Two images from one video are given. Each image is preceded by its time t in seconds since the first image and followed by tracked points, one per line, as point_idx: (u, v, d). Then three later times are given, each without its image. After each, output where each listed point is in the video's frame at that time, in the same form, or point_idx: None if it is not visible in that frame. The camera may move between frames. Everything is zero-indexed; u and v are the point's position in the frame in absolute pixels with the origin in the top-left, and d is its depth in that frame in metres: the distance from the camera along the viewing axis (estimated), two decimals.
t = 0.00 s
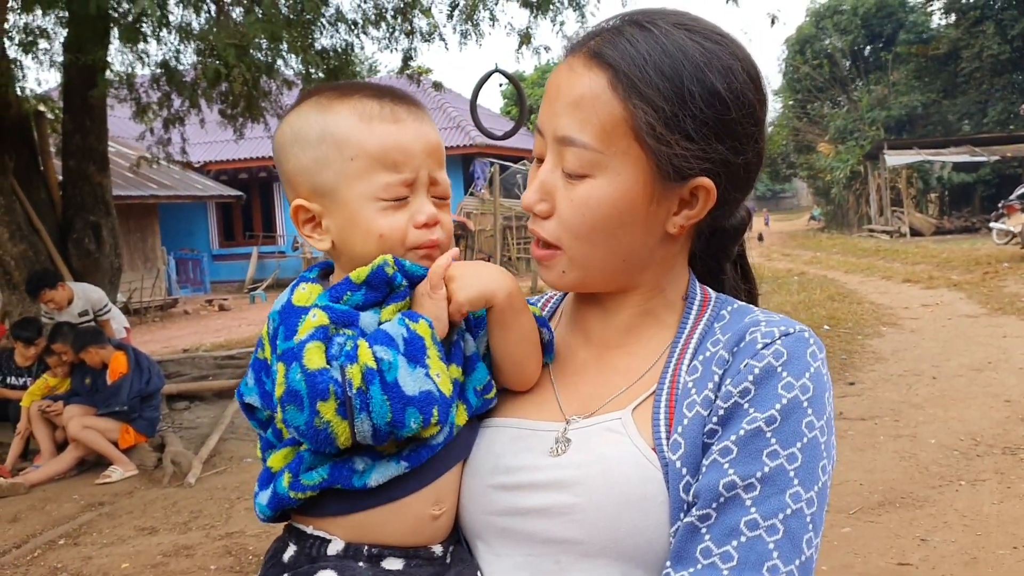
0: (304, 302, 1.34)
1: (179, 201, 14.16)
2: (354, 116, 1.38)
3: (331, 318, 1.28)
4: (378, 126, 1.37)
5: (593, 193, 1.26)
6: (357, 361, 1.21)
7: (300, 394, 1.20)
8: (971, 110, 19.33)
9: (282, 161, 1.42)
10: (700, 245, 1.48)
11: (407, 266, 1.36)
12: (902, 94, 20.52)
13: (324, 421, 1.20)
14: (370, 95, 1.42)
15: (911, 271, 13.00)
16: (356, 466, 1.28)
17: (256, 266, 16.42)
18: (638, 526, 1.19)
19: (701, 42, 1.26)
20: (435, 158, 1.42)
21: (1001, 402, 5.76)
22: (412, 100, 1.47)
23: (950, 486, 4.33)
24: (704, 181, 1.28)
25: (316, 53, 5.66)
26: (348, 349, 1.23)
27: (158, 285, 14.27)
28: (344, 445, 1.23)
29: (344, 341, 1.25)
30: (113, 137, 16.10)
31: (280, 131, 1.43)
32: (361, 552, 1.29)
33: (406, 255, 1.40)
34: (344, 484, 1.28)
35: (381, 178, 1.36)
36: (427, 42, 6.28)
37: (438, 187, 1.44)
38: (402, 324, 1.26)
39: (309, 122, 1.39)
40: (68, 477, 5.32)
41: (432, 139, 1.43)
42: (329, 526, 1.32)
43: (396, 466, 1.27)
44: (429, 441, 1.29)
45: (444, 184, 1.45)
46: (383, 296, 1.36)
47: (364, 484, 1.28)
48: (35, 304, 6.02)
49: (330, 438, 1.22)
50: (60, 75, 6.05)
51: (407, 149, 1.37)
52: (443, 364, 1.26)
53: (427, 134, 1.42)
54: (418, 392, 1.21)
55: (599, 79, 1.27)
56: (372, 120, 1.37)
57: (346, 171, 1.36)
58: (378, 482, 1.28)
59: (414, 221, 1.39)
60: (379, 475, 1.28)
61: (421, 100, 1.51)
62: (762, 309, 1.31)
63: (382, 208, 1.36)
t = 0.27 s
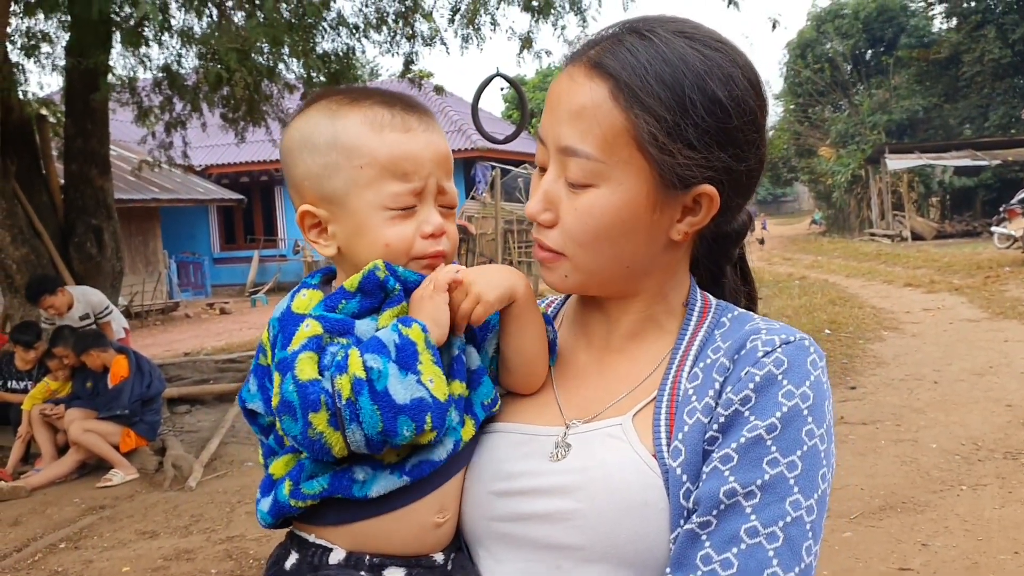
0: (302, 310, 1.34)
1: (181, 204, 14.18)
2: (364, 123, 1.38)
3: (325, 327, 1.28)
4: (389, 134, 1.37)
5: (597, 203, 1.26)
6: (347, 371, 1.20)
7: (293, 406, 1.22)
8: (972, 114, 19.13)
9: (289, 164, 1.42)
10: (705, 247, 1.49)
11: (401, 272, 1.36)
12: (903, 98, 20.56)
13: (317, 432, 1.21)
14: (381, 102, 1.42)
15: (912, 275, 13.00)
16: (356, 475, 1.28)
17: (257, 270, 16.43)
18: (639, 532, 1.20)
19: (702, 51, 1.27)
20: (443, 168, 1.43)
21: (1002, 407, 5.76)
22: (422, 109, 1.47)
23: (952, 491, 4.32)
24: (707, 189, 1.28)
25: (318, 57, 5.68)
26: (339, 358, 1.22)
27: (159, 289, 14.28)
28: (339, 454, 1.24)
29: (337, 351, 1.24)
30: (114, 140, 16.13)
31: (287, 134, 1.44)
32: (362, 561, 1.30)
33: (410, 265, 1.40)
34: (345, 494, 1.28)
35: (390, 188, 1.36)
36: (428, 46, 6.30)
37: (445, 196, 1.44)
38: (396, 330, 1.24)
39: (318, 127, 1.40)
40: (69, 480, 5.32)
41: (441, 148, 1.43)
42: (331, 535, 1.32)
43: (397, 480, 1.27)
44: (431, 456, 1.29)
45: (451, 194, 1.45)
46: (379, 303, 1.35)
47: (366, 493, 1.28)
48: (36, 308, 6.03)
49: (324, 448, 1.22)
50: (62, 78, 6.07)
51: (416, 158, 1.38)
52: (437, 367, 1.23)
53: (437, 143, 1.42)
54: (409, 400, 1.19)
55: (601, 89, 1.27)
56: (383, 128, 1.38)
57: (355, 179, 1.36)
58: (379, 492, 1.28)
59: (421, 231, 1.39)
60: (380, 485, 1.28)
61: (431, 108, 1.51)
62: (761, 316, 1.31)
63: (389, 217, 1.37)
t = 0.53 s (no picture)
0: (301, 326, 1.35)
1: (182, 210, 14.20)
2: (365, 136, 1.38)
3: (321, 342, 1.28)
4: (388, 149, 1.37)
5: (604, 217, 1.26)
6: (343, 387, 1.19)
7: (293, 423, 1.22)
8: (972, 121, 19.30)
9: (290, 175, 1.43)
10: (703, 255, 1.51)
11: (394, 286, 1.37)
12: (904, 104, 20.58)
13: (318, 449, 1.21)
14: (382, 115, 1.42)
15: (913, 281, 12.99)
16: (359, 490, 1.28)
17: (258, 276, 16.45)
18: (643, 539, 1.20)
19: (708, 65, 1.28)
20: (442, 182, 1.43)
21: (1003, 413, 5.76)
22: (424, 122, 1.47)
23: (952, 498, 4.32)
24: (712, 203, 1.30)
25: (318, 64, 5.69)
26: (334, 374, 1.22)
27: (160, 294, 14.28)
28: (341, 469, 1.25)
29: (333, 365, 1.24)
30: (116, 147, 16.18)
31: (288, 143, 1.45)
32: (365, 571, 1.30)
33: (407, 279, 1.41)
34: (349, 508, 1.28)
35: (388, 204, 1.36)
36: (429, 53, 6.32)
37: (444, 210, 1.44)
38: (389, 341, 1.23)
39: (319, 139, 1.40)
40: (70, 486, 5.33)
41: (441, 163, 1.43)
42: (334, 546, 1.32)
43: (401, 494, 1.27)
44: (434, 469, 1.30)
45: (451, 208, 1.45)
46: (374, 313, 1.37)
47: (370, 507, 1.28)
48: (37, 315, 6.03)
49: (327, 464, 1.23)
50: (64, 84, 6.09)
51: (415, 174, 1.38)
52: (433, 377, 1.23)
53: (436, 158, 1.42)
54: (406, 412, 1.18)
55: (607, 103, 1.27)
56: (383, 142, 1.38)
57: (353, 194, 1.37)
58: (384, 505, 1.28)
59: (419, 246, 1.39)
60: (384, 498, 1.28)
61: (431, 121, 1.52)
62: (761, 323, 1.32)
63: (387, 232, 1.37)
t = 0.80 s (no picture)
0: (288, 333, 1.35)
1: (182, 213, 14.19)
2: (342, 143, 1.37)
3: (304, 351, 1.28)
4: (365, 155, 1.36)
5: (601, 217, 1.26)
6: (327, 394, 1.19)
7: (282, 433, 1.21)
8: (972, 123, 19.32)
9: (272, 185, 1.43)
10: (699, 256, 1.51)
11: (377, 293, 1.37)
12: (904, 106, 20.60)
13: (308, 459, 1.21)
14: (360, 121, 1.41)
15: (913, 284, 12.99)
16: (353, 494, 1.27)
17: (258, 279, 16.45)
18: (644, 538, 1.20)
19: (702, 63, 1.28)
20: (425, 186, 1.41)
21: (1003, 416, 5.75)
22: (405, 125, 1.46)
23: (953, 500, 4.31)
24: (709, 200, 1.29)
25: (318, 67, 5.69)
26: (317, 382, 1.21)
27: (160, 297, 14.27)
28: (334, 475, 1.24)
29: (318, 373, 1.23)
30: (116, 150, 16.18)
31: (270, 152, 1.44)
32: None
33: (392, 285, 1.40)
34: (343, 513, 1.27)
35: (369, 211, 1.36)
36: (429, 56, 6.32)
37: (428, 214, 1.43)
38: (369, 344, 1.24)
39: (298, 147, 1.40)
40: (69, 490, 5.33)
41: (424, 166, 1.42)
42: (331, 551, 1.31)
43: (395, 496, 1.27)
44: (428, 471, 1.29)
45: (435, 211, 1.44)
46: (358, 316, 1.36)
47: (364, 511, 1.27)
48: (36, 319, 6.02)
49: (318, 472, 1.22)
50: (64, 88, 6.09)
51: (395, 180, 1.36)
52: (417, 377, 1.23)
53: (418, 161, 1.41)
54: (392, 413, 1.18)
55: (603, 102, 1.27)
56: (361, 149, 1.37)
57: (333, 202, 1.36)
58: (378, 508, 1.27)
59: (401, 252, 1.39)
60: (378, 501, 1.27)
61: (413, 123, 1.50)
62: (759, 322, 1.32)
63: (368, 239, 1.37)
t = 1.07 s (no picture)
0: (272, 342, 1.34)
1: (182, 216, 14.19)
2: (324, 149, 1.36)
3: (286, 361, 1.27)
4: (348, 161, 1.34)
5: (594, 220, 1.25)
6: (308, 406, 1.18)
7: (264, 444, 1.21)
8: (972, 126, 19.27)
9: (256, 191, 1.42)
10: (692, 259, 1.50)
11: (364, 300, 1.36)
12: (904, 109, 20.61)
13: (291, 470, 1.20)
14: (343, 126, 1.39)
15: (913, 286, 12.98)
16: (338, 502, 1.26)
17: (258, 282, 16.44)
18: (635, 543, 1.18)
19: (697, 65, 1.27)
20: (410, 191, 1.40)
21: (1004, 419, 5.74)
22: (389, 128, 1.44)
23: (953, 504, 4.30)
24: (703, 203, 1.28)
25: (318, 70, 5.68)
26: (299, 394, 1.20)
27: (160, 300, 14.26)
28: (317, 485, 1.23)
29: (300, 384, 1.22)
30: (117, 153, 16.19)
31: (253, 158, 1.43)
32: None
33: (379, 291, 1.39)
34: (328, 521, 1.26)
35: (352, 218, 1.34)
36: (429, 58, 6.32)
37: (413, 218, 1.41)
38: (352, 355, 1.23)
39: (280, 154, 1.38)
40: (68, 493, 5.31)
41: (408, 170, 1.40)
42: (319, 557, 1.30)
43: (379, 505, 1.26)
44: (414, 480, 1.28)
45: (420, 215, 1.42)
46: (343, 324, 1.35)
47: (350, 519, 1.26)
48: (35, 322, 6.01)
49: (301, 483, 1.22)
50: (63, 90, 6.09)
51: (378, 186, 1.35)
52: (400, 388, 1.22)
53: (403, 166, 1.39)
54: (374, 426, 1.17)
55: (597, 105, 1.26)
56: (343, 155, 1.35)
57: (316, 210, 1.35)
58: (363, 516, 1.26)
59: (387, 258, 1.38)
60: (363, 509, 1.26)
61: (398, 126, 1.48)
62: (753, 326, 1.31)
63: (353, 246, 1.36)
